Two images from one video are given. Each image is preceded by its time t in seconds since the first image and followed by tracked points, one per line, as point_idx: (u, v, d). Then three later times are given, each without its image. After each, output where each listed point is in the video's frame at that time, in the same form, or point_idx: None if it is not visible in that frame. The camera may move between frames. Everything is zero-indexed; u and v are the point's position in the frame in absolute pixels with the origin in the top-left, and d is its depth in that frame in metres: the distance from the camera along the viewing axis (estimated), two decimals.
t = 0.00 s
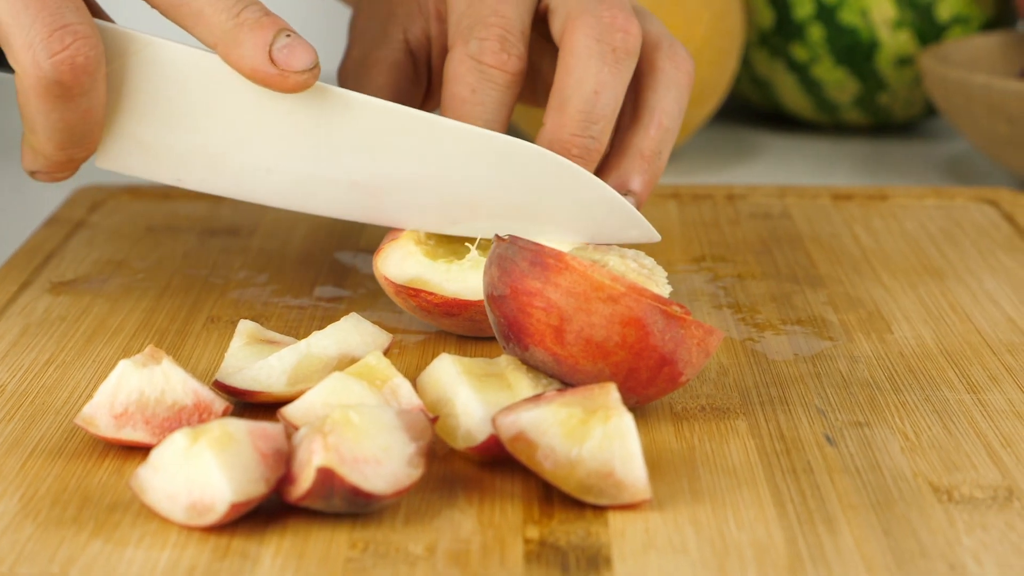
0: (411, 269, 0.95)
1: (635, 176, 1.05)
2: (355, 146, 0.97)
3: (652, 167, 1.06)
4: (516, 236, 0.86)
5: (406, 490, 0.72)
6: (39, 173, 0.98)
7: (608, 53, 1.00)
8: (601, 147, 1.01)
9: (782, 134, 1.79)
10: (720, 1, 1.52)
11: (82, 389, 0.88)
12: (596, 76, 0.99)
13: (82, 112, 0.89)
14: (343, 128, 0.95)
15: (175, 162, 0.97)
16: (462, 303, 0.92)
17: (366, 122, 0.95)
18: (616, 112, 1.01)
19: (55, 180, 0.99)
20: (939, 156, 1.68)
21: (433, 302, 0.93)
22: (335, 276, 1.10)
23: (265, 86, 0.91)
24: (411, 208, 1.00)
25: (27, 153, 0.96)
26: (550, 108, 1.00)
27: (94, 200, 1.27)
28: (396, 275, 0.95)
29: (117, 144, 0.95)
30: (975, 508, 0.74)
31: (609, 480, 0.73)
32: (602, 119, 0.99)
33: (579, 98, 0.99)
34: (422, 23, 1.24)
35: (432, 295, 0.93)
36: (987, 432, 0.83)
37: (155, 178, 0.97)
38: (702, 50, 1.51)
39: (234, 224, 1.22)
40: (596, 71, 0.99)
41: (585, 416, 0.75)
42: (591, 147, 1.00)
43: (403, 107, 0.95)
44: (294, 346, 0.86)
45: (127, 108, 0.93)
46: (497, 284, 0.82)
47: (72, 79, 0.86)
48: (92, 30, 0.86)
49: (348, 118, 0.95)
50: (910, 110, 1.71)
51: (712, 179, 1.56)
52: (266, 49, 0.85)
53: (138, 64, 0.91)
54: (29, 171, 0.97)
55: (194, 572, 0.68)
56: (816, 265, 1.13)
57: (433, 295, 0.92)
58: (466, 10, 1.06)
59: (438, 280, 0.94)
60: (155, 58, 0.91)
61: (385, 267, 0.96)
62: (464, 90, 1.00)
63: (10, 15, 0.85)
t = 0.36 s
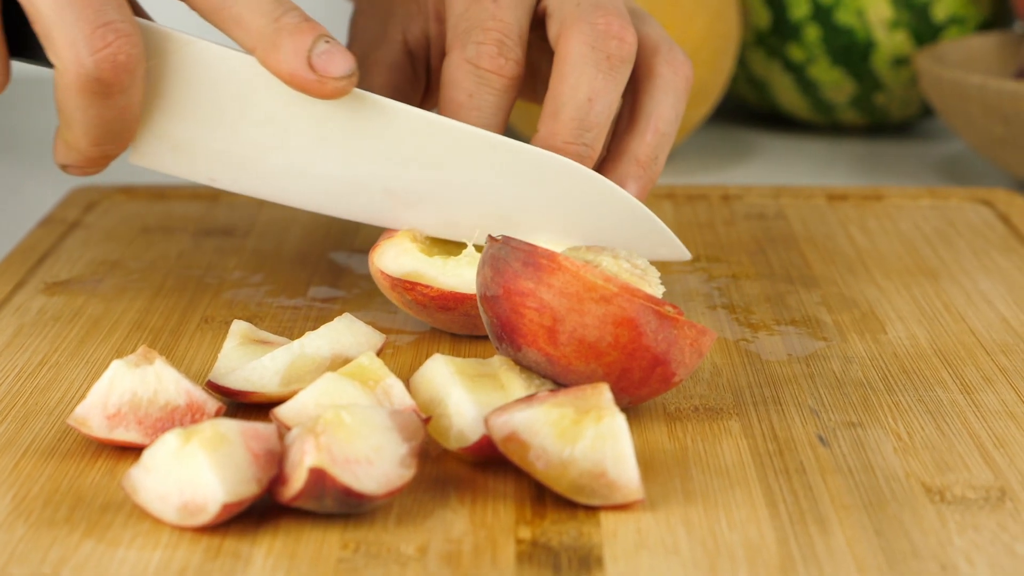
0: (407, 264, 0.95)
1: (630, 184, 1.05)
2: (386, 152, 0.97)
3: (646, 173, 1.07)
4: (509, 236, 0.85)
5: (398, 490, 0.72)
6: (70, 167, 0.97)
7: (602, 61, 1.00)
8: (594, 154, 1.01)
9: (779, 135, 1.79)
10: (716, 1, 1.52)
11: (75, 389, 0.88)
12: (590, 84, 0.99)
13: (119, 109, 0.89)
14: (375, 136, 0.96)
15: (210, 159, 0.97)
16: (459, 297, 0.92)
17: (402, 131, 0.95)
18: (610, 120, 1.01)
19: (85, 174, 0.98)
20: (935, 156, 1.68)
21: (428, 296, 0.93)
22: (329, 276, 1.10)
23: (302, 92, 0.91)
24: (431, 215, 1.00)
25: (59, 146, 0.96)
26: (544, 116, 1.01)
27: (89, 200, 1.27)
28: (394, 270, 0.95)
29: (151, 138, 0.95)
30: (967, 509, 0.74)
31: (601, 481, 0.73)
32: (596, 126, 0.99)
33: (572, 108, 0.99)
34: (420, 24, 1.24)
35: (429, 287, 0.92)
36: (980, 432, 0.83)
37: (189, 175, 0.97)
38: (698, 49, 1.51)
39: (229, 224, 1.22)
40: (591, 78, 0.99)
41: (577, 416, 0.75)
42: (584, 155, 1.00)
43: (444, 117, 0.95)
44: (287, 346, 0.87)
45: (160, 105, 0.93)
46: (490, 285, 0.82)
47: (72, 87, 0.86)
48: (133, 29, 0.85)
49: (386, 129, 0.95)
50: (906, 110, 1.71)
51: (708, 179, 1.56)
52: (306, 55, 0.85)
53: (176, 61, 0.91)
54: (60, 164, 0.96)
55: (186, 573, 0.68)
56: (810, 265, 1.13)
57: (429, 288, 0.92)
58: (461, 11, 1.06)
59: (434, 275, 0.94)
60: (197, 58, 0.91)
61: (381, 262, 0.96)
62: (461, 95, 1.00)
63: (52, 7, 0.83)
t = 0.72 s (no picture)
0: (400, 266, 0.95)
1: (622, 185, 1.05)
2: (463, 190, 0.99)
3: (639, 175, 1.06)
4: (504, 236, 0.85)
5: (392, 491, 0.72)
6: (147, 194, 0.98)
7: (594, 63, 0.99)
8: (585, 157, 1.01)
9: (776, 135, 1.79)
10: (713, 1, 1.52)
11: (69, 389, 0.88)
12: (581, 86, 0.99)
13: (205, 138, 0.89)
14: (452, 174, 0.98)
15: (290, 188, 1.00)
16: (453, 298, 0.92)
17: (483, 171, 0.97)
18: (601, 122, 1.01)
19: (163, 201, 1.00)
20: (932, 156, 1.68)
21: (422, 297, 0.92)
22: (324, 276, 1.10)
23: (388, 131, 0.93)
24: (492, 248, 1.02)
25: (139, 171, 0.97)
26: (535, 116, 1.01)
27: (85, 200, 1.26)
28: (387, 272, 0.95)
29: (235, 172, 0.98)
30: (960, 509, 0.74)
31: (595, 481, 0.73)
32: (587, 128, 1.00)
33: (563, 110, 0.99)
34: (416, 25, 1.24)
35: (422, 288, 0.92)
36: (974, 432, 0.83)
37: (269, 203, 1.00)
38: (695, 49, 1.51)
39: (225, 224, 1.22)
40: (582, 80, 0.99)
41: (571, 416, 0.75)
42: (575, 156, 1.00)
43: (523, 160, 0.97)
44: (281, 346, 0.86)
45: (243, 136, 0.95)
46: (484, 285, 0.82)
47: (159, 117, 0.85)
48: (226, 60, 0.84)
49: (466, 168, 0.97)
50: (903, 110, 1.71)
51: (705, 180, 1.56)
52: (395, 95, 0.88)
53: (265, 93, 0.93)
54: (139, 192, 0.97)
55: (180, 573, 0.68)
56: (806, 265, 1.13)
57: (423, 290, 0.92)
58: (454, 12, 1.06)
59: (427, 276, 0.94)
60: (285, 94, 0.93)
61: (374, 265, 0.96)
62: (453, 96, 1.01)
63: (148, 36, 0.81)
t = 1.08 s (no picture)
0: (395, 267, 0.95)
1: (618, 185, 1.04)
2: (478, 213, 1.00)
3: (635, 177, 1.05)
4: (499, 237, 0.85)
5: (386, 491, 0.72)
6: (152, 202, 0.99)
7: (593, 61, 0.99)
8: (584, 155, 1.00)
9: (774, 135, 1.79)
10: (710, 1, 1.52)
11: (64, 390, 0.88)
12: (580, 85, 0.99)
13: (222, 153, 0.90)
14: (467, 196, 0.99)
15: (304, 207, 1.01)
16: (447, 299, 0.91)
17: (495, 192, 0.98)
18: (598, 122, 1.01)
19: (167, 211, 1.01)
20: (930, 156, 1.68)
21: (417, 299, 0.92)
22: (320, 276, 1.10)
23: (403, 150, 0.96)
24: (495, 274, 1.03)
25: (148, 182, 0.98)
26: (533, 115, 1.00)
27: (81, 200, 1.26)
28: (381, 273, 0.95)
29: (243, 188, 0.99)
30: (955, 509, 0.74)
31: (589, 481, 0.73)
32: (585, 127, 0.99)
33: (560, 109, 0.99)
34: (415, 27, 1.24)
35: (416, 290, 0.92)
36: (969, 432, 0.83)
37: (277, 222, 1.01)
38: (693, 49, 1.51)
39: (221, 224, 1.22)
40: (580, 80, 0.98)
41: (565, 416, 0.75)
42: (573, 155, 1.00)
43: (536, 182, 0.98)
44: (276, 347, 0.86)
45: (259, 153, 0.97)
46: (479, 285, 0.82)
47: (176, 132, 0.86)
48: (245, 77, 0.85)
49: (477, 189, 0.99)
50: (901, 110, 1.71)
51: (702, 180, 1.56)
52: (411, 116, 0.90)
53: (281, 110, 0.95)
54: (145, 199, 0.98)
55: (173, 573, 0.68)
56: (802, 265, 1.13)
57: (417, 291, 0.92)
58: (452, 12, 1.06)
59: (422, 277, 0.94)
60: (299, 109, 0.95)
61: (368, 267, 0.96)
62: (450, 95, 1.01)
63: (169, 55, 0.83)
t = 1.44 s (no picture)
0: (387, 270, 0.95)
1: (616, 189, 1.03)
2: (336, 209, 1.00)
3: (632, 181, 1.05)
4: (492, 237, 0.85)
5: (379, 491, 0.72)
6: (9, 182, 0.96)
7: (596, 64, 1.01)
8: (586, 157, 0.99)
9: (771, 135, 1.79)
10: (707, 2, 1.52)
11: (59, 390, 0.88)
12: (583, 86, 1.00)
13: (72, 139, 0.89)
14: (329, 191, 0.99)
15: (161, 195, 0.98)
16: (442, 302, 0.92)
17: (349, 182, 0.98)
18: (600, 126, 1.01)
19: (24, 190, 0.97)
20: (928, 156, 1.68)
21: (410, 303, 0.93)
22: (317, 276, 1.10)
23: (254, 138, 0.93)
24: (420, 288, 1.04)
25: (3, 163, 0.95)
26: (534, 116, 1.00)
27: (78, 201, 1.26)
28: (372, 277, 0.95)
29: (96, 173, 0.95)
30: (948, 509, 0.74)
31: (583, 482, 0.73)
32: (587, 128, 0.99)
33: (562, 108, 0.99)
34: (412, 33, 1.22)
35: (409, 294, 0.92)
36: (963, 433, 0.83)
37: (132, 207, 0.98)
38: (690, 50, 1.51)
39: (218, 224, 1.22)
40: (584, 81, 1.00)
41: (559, 417, 0.75)
42: (576, 156, 0.99)
43: (408, 181, 0.99)
44: (271, 347, 0.86)
45: (112, 136, 0.93)
46: (474, 286, 0.82)
47: (28, 117, 0.86)
48: (94, 62, 0.86)
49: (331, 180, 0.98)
50: (898, 110, 1.71)
51: (699, 180, 1.56)
52: (263, 106, 0.88)
53: (136, 97, 0.92)
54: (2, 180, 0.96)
55: (166, 573, 0.68)
56: (798, 266, 1.13)
57: (410, 295, 0.92)
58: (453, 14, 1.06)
59: (414, 281, 0.94)
60: (155, 97, 0.92)
61: (360, 270, 0.96)
62: (450, 94, 1.00)
63: (24, 40, 0.84)
